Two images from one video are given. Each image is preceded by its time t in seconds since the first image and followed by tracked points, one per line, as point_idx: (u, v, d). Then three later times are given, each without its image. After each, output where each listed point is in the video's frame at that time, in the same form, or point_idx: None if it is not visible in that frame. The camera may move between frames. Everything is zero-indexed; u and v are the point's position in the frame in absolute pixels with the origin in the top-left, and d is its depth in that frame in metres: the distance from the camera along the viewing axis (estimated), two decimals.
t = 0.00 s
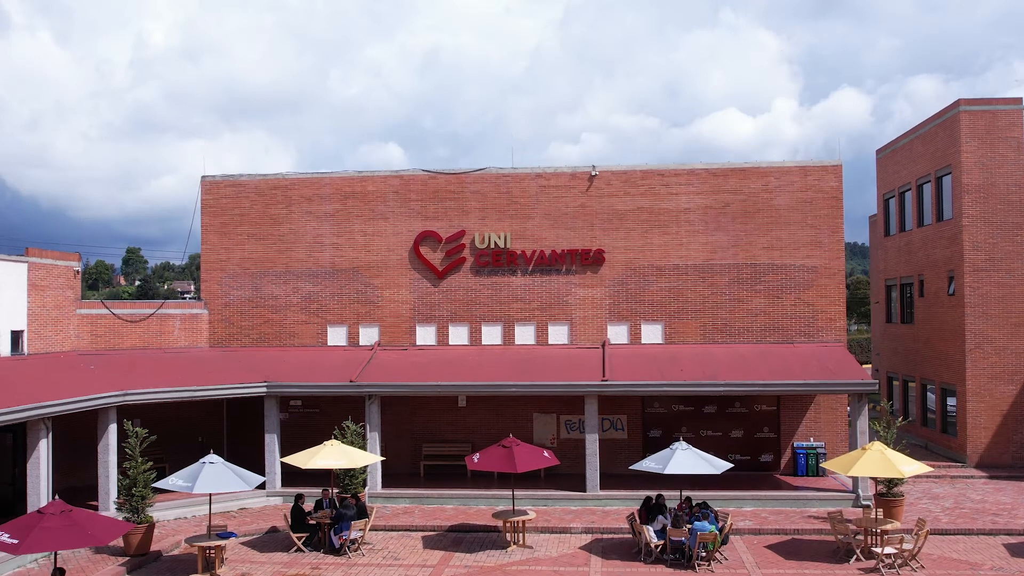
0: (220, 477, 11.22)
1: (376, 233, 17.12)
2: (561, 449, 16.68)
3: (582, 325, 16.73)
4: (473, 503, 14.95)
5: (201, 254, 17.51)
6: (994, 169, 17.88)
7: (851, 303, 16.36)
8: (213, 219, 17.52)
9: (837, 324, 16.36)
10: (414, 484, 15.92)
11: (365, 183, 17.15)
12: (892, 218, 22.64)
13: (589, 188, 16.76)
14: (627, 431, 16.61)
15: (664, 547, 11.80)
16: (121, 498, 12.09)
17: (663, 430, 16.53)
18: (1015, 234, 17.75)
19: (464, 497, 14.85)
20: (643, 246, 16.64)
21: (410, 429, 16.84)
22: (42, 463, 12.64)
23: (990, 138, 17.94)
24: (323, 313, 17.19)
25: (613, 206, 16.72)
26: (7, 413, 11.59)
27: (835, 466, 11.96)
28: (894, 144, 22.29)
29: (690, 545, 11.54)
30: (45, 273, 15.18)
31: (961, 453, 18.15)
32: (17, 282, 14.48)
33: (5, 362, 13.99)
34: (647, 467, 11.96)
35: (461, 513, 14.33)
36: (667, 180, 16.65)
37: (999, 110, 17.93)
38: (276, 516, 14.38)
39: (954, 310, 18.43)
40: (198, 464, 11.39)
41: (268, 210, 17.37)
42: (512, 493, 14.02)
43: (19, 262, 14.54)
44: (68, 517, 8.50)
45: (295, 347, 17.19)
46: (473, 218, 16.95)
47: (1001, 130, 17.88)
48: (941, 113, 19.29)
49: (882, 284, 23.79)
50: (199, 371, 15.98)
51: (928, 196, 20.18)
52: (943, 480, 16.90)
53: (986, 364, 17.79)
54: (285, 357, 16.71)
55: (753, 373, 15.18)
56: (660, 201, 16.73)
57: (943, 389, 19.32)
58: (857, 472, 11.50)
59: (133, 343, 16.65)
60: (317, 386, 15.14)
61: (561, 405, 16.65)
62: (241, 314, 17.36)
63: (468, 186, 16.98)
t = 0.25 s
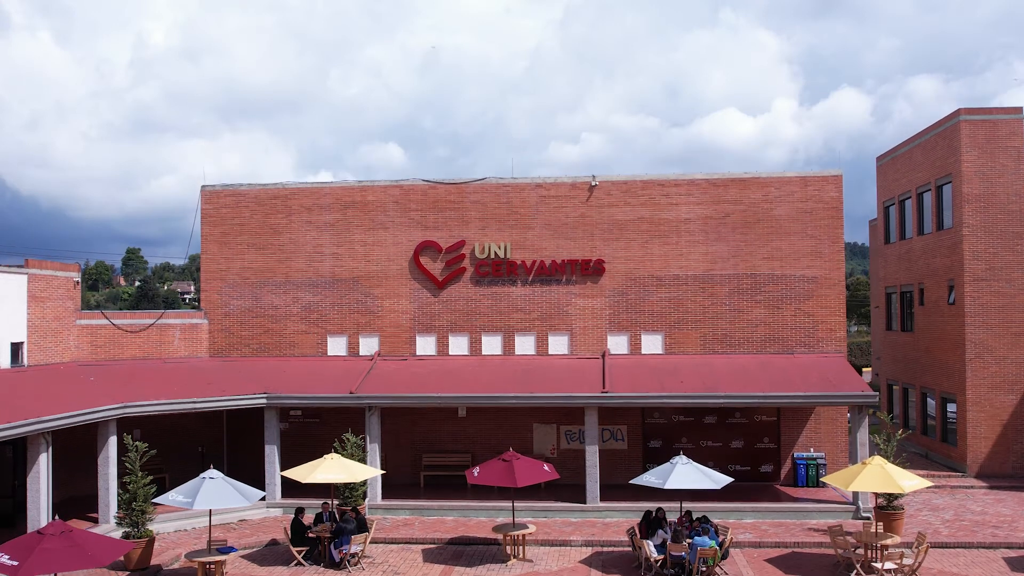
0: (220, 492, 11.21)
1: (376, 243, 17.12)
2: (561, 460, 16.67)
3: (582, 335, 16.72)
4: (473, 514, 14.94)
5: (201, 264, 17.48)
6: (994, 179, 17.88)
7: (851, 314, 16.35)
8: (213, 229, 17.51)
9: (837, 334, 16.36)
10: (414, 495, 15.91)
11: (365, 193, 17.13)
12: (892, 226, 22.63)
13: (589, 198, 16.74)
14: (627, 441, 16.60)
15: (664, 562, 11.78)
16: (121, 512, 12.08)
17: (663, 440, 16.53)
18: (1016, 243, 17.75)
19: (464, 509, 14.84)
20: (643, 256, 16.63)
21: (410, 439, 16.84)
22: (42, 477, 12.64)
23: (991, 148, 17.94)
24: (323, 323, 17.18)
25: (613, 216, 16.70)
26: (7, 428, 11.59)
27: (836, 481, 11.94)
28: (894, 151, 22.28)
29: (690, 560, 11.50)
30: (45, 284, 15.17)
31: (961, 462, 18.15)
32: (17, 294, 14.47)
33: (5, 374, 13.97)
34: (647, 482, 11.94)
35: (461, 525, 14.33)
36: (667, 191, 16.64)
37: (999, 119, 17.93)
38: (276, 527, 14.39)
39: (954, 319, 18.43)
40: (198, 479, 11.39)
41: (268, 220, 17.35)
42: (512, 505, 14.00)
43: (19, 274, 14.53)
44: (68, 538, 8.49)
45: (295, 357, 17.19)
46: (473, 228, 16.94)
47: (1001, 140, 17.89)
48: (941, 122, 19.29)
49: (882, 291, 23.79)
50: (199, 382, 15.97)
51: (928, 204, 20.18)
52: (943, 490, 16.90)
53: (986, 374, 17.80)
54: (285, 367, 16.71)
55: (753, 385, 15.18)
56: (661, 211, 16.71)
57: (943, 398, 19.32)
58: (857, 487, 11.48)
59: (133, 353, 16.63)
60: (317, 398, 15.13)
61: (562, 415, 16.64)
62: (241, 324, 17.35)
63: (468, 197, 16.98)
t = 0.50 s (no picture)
0: (221, 511, 11.21)
1: (375, 255, 17.11)
2: (561, 472, 16.66)
3: (582, 347, 16.72)
4: (473, 528, 14.94)
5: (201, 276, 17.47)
6: (995, 190, 17.88)
7: (851, 326, 16.35)
8: (213, 240, 17.50)
9: (837, 347, 16.35)
10: (414, 508, 15.91)
11: (365, 205, 17.12)
12: (893, 235, 22.63)
13: (589, 211, 16.74)
14: (627, 454, 16.59)
15: None
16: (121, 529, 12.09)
17: (663, 453, 16.54)
18: (1016, 255, 17.74)
19: (464, 523, 14.83)
20: (643, 268, 16.63)
21: (410, 451, 16.84)
22: (42, 494, 12.64)
23: (991, 159, 17.94)
24: (323, 335, 17.18)
25: (613, 229, 16.70)
26: (7, 447, 11.60)
27: (836, 498, 11.95)
28: (894, 161, 22.29)
29: None
30: (45, 298, 15.18)
31: (961, 474, 18.15)
32: (17, 308, 14.47)
33: (5, 389, 13.95)
34: (648, 499, 11.95)
35: (462, 539, 14.32)
36: (667, 203, 16.64)
37: (1000, 131, 17.92)
38: (276, 542, 14.38)
39: (955, 330, 18.42)
40: (198, 498, 11.40)
41: (268, 231, 17.34)
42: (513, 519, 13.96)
43: (18, 288, 14.54)
44: (68, 563, 8.49)
45: (295, 369, 17.18)
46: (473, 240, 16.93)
47: (1001, 151, 17.89)
48: (941, 133, 19.30)
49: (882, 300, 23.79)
50: (199, 395, 15.97)
51: (928, 215, 20.18)
52: (943, 502, 16.89)
53: (986, 386, 17.79)
54: (285, 380, 16.70)
55: (753, 399, 15.19)
56: (661, 224, 16.71)
57: (943, 409, 19.32)
58: (857, 506, 11.47)
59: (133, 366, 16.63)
60: (317, 411, 15.12)
61: (562, 428, 16.64)
62: (241, 336, 17.35)
63: (468, 209, 16.97)
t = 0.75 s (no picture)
0: (221, 533, 11.20)
1: (375, 269, 17.10)
2: (561, 487, 16.66)
3: (582, 361, 16.72)
4: (473, 544, 14.94)
5: (201, 289, 17.45)
6: (995, 204, 17.87)
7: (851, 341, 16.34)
8: (212, 255, 17.48)
9: (837, 362, 16.34)
10: (413, 523, 15.90)
11: (365, 219, 17.12)
12: (893, 246, 22.63)
13: (589, 226, 16.73)
14: (627, 469, 16.59)
15: None
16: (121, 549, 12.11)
17: (663, 468, 16.54)
18: (1016, 268, 17.74)
19: (464, 539, 14.84)
20: (643, 283, 16.62)
21: (409, 466, 16.87)
22: (42, 514, 12.65)
23: (991, 173, 17.93)
24: (323, 349, 17.16)
25: (613, 243, 16.69)
26: (8, 469, 11.61)
27: (836, 519, 11.95)
28: (894, 172, 22.30)
29: None
30: (45, 314, 15.18)
31: (961, 488, 18.15)
32: (18, 325, 14.47)
33: (5, 407, 13.93)
34: (648, 519, 11.93)
35: (461, 557, 14.32)
36: (667, 218, 16.63)
37: (1000, 144, 17.90)
38: (275, 558, 14.37)
39: (954, 344, 18.43)
40: (199, 520, 11.39)
41: (268, 246, 17.34)
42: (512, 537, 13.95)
43: (18, 305, 14.53)
44: None
45: (295, 383, 17.16)
46: (473, 255, 16.91)
47: (1002, 164, 17.87)
48: (941, 146, 19.30)
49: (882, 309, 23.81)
50: (199, 410, 15.95)
51: (928, 227, 20.18)
52: (944, 517, 16.88)
53: (986, 399, 17.78)
54: (285, 395, 16.69)
55: (753, 414, 15.17)
56: (661, 238, 16.70)
57: (943, 421, 19.32)
58: (857, 527, 11.46)
59: (132, 381, 16.61)
60: (317, 428, 15.13)
61: (561, 443, 16.63)
62: (241, 350, 17.34)
63: (468, 223, 16.96)
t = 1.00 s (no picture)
0: (221, 557, 11.16)
1: (375, 285, 17.09)
2: (561, 503, 16.65)
3: (582, 378, 16.70)
4: (473, 563, 14.94)
5: (201, 305, 17.43)
6: (995, 219, 17.86)
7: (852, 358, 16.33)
8: (212, 270, 17.46)
9: (837, 379, 16.33)
10: (414, 540, 15.91)
11: (365, 235, 17.11)
12: (893, 258, 22.63)
13: (589, 242, 16.72)
14: (627, 485, 16.59)
15: None
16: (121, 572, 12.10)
17: (663, 485, 16.52)
18: (1016, 284, 17.73)
19: (464, 558, 14.84)
20: (643, 299, 16.61)
21: (409, 482, 16.87)
22: (42, 537, 12.66)
23: (991, 188, 17.92)
24: (323, 365, 17.16)
25: (613, 260, 16.67)
26: (8, 494, 11.60)
27: (837, 543, 11.94)
28: (894, 185, 22.29)
29: None
30: (45, 332, 15.18)
31: (961, 503, 18.14)
32: (17, 344, 14.47)
33: (5, 427, 13.92)
34: (648, 542, 11.93)
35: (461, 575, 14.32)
36: (667, 235, 16.61)
37: (1001, 159, 17.89)
38: None
39: (955, 359, 18.43)
40: (199, 544, 11.37)
41: (268, 261, 17.32)
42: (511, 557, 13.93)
43: (18, 324, 14.52)
44: None
45: (295, 399, 17.16)
46: (473, 271, 16.90)
47: (1002, 180, 17.86)
48: (941, 160, 19.31)
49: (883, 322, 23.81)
50: (199, 427, 15.94)
51: (928, 241, 20.18)
52: (944, 534, 16.87)
53: (986, 415, 17.79)
54: (285, 411, 16.68)
55: (753, 433, 15.16)
56: (661, 255, 16.68)
57: (943, 436, 19.33)
58: (857, 550, 11.44)
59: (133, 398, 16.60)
60: (317, 446, 15.11)
61: (561, 460, 16.62)
62: (241, 366, 17.33)
63: (468, 239, 16.95)
